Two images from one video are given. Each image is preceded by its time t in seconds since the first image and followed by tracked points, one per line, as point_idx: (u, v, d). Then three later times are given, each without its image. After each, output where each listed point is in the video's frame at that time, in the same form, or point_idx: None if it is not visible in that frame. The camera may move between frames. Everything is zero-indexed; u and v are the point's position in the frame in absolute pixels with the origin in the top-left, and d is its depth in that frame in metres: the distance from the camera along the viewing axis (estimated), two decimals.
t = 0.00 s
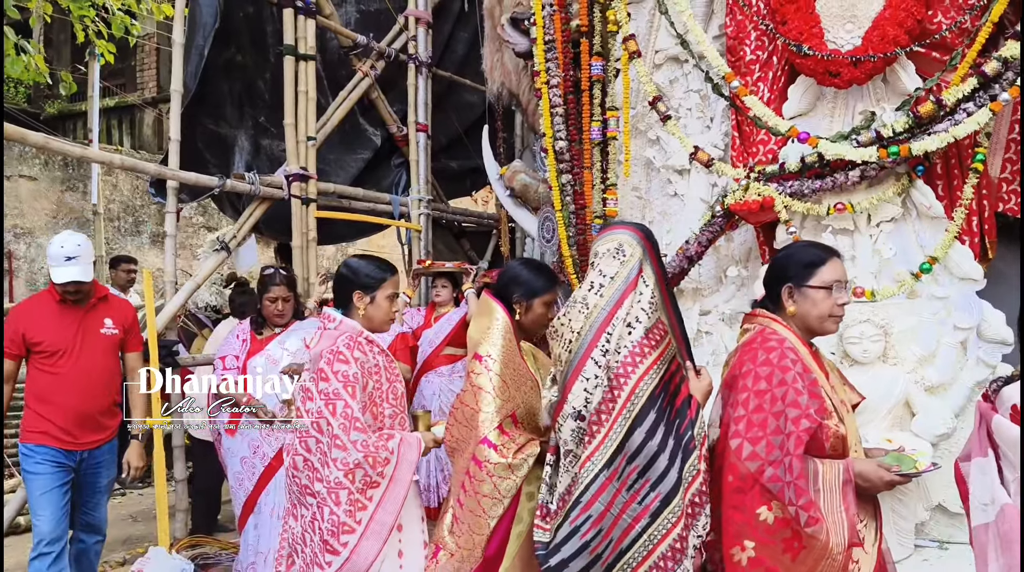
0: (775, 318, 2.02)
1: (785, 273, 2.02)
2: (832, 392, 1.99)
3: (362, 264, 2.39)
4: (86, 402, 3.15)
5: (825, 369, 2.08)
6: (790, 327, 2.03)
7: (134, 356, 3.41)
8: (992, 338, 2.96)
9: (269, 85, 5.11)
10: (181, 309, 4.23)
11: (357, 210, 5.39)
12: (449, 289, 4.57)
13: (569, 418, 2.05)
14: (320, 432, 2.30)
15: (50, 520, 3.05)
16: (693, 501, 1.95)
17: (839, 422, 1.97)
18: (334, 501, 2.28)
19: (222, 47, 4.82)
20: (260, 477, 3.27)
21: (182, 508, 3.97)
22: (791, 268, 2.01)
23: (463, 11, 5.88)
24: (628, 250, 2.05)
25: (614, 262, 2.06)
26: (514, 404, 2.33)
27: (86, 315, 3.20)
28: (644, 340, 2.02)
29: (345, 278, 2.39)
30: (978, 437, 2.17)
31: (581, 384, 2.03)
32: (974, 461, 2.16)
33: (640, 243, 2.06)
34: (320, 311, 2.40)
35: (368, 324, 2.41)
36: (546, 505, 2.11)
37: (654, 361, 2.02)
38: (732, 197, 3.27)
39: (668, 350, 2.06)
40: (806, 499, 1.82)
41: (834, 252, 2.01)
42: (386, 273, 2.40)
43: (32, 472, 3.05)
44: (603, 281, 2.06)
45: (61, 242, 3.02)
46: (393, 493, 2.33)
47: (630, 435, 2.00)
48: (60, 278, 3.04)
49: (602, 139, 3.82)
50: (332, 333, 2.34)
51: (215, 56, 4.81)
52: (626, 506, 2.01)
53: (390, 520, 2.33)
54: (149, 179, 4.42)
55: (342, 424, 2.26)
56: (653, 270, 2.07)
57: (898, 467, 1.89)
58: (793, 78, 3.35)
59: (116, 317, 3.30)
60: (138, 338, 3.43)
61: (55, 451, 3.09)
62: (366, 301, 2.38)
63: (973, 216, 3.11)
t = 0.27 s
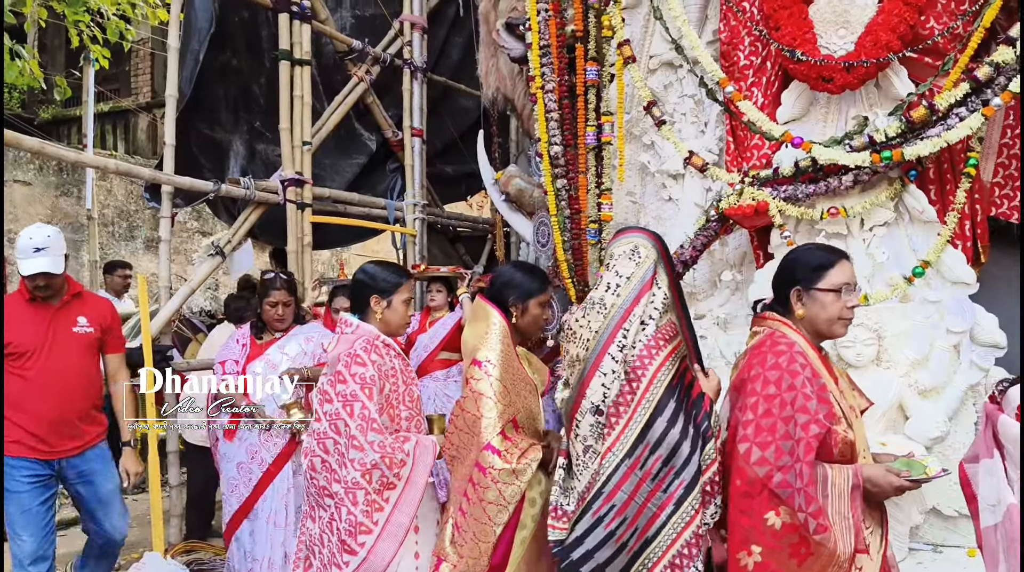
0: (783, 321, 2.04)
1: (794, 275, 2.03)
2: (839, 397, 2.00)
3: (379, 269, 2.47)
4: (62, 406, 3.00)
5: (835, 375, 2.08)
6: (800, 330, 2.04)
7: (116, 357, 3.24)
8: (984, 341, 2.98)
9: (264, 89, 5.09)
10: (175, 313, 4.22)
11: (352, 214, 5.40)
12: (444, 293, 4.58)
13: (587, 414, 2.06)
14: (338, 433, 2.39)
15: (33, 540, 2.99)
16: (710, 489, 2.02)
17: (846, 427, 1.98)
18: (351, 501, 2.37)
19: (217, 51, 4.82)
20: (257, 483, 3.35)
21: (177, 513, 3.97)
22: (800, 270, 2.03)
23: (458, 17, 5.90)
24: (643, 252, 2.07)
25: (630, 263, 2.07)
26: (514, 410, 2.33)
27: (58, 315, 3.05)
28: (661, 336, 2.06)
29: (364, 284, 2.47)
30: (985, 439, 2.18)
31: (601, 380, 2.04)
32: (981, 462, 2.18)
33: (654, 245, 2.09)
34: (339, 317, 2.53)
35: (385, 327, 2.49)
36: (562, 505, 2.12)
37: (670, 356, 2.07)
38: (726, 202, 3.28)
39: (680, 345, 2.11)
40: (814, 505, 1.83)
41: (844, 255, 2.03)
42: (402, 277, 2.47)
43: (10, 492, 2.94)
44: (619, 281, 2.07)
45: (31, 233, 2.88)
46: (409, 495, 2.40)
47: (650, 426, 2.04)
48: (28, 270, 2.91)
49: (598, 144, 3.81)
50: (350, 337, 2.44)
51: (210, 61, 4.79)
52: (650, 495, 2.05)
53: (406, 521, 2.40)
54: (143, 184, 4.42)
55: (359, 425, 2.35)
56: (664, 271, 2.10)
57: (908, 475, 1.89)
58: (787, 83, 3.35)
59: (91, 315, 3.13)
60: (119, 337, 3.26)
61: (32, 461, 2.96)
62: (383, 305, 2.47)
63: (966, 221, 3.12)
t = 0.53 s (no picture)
0: (797, 333, 1.98)
1: (810, 285, 1.97)
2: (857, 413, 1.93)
3: (388, 278, 2.51)
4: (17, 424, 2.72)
5: (851, 388, 2.02)
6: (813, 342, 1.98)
7: (100, 369, 2.91)
8: (977, 350, 2.97)
9: (258, 98, 5.10)
10: (168, 322, 4.20)
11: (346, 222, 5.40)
12: (437, 302, 4.53)
13: (597, 419, 2.02)
14: (347, 441, 2.44)
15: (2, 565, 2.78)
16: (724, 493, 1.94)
17: (866, 444, 1.92)
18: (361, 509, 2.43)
19: (210, 60, 4.82)
20: (244, 495, 3.31)
21: (169, 523, 3.95)
22: (816, 280, 1.96)
23: (452, 25, 5.91)
24: (655, 261, 2.03)
25: (641, 272, 2.03)
26: (513, 419, 2.31)
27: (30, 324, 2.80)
28: (672, 342, 1.99)
29: (372, 294, 2.51)
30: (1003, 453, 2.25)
31: (611, 387, 1.99)
32: (993, 478, 2.18)
33: (666, 255, 2.04)
34: (348, 324, 2.56)
35: (395, 336, 2.53)
36: (577, 508, 2.09)
37: (683, 363, 1.99)
38: (720, 210, 3.30)
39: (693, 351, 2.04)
40: (836, 530, 1.76)
41: (860, 263, 1.97)
42: (411, 286, 2.52)
43: None
44: (631, 290, 2.02)
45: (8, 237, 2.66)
46: (417, 501, 2.46)
47: (663, 432, 1.95)
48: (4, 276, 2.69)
49: (591, 152, 3.83)
50: (359, 345, 2.47)
51: (203, 70, 4.79)
52: (664, 499, 1.95)
53: (413, 530, 2.45)
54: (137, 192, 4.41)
55: (368, 433, 2.40)
56: (678, 281, 2.05)
57: (930, 491, 1.84)
58: (780, 92, 3.37)
59: (66, 325, 2.85)
60: (103, 346, 2.95)
61: None
62: (393, 315, 2.51)
63: (958, 229, 3.13)
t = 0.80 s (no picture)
0: (821, 338, 1.95)
1: (836, 289, 1.94)
2: (884, 423, 1.93)
3: (394, 282, 2.52)
4: None
5: (874, 394, 2.02)
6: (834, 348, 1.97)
7: (73, 394, 2.72)
8: (977, 355, 2.96)
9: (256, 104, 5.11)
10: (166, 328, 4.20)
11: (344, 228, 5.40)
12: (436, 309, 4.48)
13: (598, 424, 2.08)
14: (352, 445, 2.44)
15: None
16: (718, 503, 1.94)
17: (893, 456, 1.93)
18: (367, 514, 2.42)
19: (209, 65, 4.81)
20: (235, 506, 3.29)
21: (164, 530, 3.94)
22: (842, 283, 1.94)
23: (451, 31, 5.92)
24: (664, 268, 2.05)
25: (649, 279, 2.05)
26: (520, 424, 2.30)
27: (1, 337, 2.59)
28: (676, 349, 2.02)
29: (377, 298, 2.52)
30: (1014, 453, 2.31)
31: (610, 393, 2.05)
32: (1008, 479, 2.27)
33: (676, 262, 2.06)
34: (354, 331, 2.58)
35: (399, 341, 2.54)
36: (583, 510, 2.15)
37: (687, 370, 2.01)
38: (719, 215, 3.29)
39: (701, 359, 2.06)
40: (868, 549, 1.76)
41: (882, 264, 1.97)
42: (416, 291, 2.53)
43: None
44: (639, 296, 2.05)
45: None
46: (423, 505, 2.45)
47: (658, 436, 1.99)
48: None
49: (589, 157, 3.86)
50: (365, 350, 2.48)
51: (201, 75, 4.79)
52: (656, 505, 2.01)
53: (419, 535, 2.45)
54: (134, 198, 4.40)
55: (375, 437, 2.39)
56: (688, 288, 2.06)
57: (959, 502, 1.86)
58: (778, 97, 3.36)
59: (37, 342, 2.65)
60: (81, 366, 2.75)
61: None
62: (398, 319, 2.51)
63: (957, 235, 3.13)
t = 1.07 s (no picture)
0: (838, 338, 1.90)
1: (859, 286, 1.89)
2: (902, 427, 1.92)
3: (396, 280, 2.49)
4: None
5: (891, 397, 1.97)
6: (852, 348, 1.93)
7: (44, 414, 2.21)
8: (977, 354, 2.95)
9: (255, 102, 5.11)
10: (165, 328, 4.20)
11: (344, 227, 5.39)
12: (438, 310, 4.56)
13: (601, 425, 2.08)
14: (360, 444, 2.41)
15: None
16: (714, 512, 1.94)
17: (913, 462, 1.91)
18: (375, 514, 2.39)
19: (207, 64, 4.81)
20: (223, 507, 3.29)
21: (163, 530, 3.93)
22: (864, 279, 1.90)
23: (451, 29, 5.90)
24: (670, 266, 1.99)
25: (655, 277, 2.00)
26: (531, 422, 2.31)
27: None
28: (679, 352, 1.98)
29: (381, 296, 2.48)
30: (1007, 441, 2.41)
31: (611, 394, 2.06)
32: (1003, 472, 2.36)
33: (684, 259, 2.00)
34: (356, 328, 2.52)
35: (402, 339, 2.49)
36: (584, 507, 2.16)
37: (687, 374, 1.98)
38: (718, 214, 3.29)
39: (706, 362, 2.01)
40: (890, 561, 1.72)
41: (902, 261, 1.93)
42: (420, 289, 2.50)
43: None
44: (645, 295, 2.00)
45: None
46: (432, 505, 2.42)
47: (654, 442, 1.98)
48: None
49: (589, 156, 3.87)
50: (368, 349, 2.43)
51: (200, 74, 4.79)
52: (648, 511, 2.01)
53: (429, 535, 2.41)
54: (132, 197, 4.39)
55: (382, 436, 2.35)
56: (697, 287, 2.00)
57: (978, 510, 1.85)
58: (778, 95, 3.34)
59: None
60: (48, 385, 2.22)
61: None
62: (401, 318, 2.47)
63: (957, 233, 3.11)
